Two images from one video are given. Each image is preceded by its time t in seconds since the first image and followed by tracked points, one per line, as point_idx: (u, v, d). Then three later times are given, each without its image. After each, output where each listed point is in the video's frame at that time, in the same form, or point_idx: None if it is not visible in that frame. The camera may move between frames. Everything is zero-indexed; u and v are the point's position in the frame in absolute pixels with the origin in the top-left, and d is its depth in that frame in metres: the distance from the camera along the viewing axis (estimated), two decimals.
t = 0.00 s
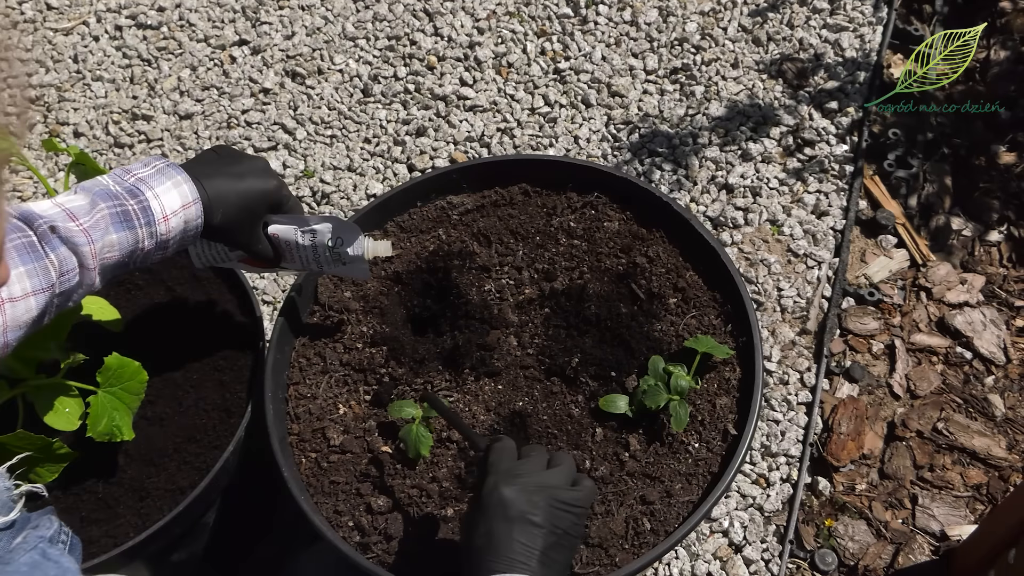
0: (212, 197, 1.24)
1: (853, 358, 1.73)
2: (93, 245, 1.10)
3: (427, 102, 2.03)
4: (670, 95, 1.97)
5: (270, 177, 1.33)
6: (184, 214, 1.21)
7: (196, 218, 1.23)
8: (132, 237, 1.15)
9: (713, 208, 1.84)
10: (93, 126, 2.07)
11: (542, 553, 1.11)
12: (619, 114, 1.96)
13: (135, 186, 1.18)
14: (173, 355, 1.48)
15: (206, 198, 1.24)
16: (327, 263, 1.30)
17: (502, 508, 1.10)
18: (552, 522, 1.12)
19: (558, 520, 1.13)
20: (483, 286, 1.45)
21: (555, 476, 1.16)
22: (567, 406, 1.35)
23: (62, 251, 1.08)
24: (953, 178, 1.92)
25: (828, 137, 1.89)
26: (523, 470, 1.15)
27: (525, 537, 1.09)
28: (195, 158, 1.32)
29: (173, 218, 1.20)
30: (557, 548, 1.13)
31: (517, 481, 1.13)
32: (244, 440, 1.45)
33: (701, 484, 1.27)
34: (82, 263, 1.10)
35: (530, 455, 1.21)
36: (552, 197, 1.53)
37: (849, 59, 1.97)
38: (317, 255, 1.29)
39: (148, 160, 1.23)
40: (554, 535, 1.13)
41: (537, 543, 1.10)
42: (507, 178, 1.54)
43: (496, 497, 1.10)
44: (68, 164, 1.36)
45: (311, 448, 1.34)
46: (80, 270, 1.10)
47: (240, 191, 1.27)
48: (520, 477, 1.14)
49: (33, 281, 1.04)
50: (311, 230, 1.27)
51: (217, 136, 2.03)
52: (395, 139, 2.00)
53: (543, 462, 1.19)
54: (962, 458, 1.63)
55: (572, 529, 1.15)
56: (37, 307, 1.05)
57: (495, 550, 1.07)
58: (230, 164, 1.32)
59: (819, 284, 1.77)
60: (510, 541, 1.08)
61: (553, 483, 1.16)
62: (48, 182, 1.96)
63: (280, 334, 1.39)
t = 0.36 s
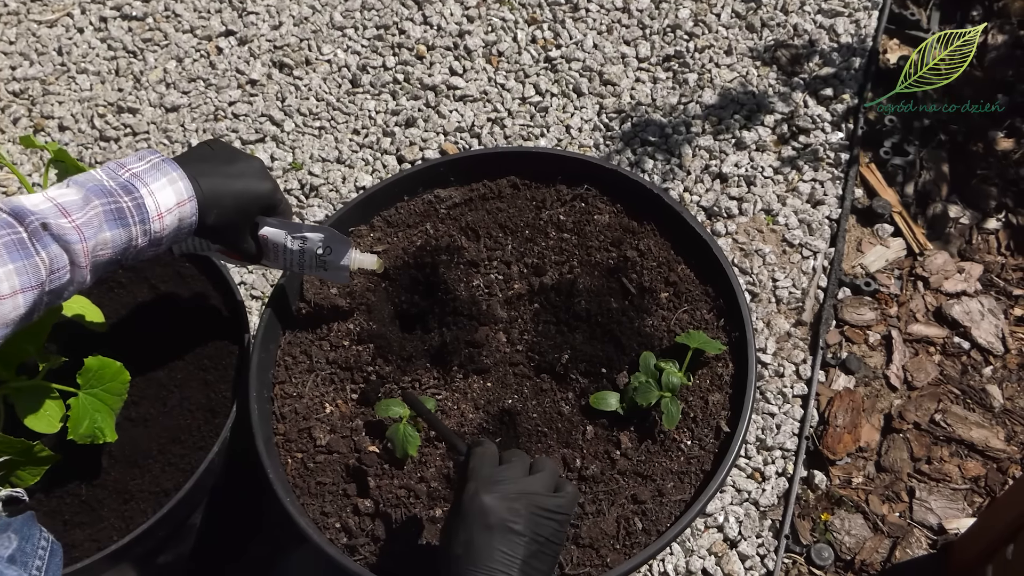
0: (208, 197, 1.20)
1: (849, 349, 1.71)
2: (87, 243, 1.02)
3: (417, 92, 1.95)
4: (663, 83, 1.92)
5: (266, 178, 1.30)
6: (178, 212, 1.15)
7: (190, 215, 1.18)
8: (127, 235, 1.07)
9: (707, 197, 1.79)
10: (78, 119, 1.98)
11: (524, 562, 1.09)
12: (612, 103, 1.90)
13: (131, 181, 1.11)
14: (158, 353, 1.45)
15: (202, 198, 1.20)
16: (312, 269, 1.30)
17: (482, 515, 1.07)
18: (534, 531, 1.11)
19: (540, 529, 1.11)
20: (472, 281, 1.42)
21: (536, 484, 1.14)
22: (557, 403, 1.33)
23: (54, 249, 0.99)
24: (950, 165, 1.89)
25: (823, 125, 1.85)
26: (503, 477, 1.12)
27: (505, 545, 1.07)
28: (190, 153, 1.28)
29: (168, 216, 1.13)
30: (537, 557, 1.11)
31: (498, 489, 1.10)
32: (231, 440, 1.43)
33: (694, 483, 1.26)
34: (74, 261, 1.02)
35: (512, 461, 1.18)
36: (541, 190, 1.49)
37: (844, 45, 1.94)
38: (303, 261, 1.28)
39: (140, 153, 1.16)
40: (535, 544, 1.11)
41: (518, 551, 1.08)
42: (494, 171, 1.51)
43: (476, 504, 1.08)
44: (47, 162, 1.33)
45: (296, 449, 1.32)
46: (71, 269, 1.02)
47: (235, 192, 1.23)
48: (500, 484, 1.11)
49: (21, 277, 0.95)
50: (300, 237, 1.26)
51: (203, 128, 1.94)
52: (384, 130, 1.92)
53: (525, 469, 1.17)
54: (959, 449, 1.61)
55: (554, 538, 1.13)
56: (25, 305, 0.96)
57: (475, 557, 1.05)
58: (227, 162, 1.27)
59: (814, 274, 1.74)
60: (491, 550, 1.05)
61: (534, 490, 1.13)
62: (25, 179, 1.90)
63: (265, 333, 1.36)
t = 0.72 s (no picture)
0: (193, 191, 1.15)
1: (847, 337, 1.68)
2: (69, 237, 0.99)
3: (411, 76, 1.88)
4: (660, 67, 1.86)
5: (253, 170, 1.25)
6: (162, 203, 1.11)
7: (176, 208, 1.14)
8: (109, 228, 1.04)
9: (705, 182, 1.75)
10: (68, 103, 1.94)
11: (517, 560, 1.07)
12: (608, 86, 1.84)
13: (112, 174, 1.07)
14: (146, 343, 1.43)
15: (186, 192, 1.15)
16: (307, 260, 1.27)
17: (474, 513, 1.05)
18: (526, 528, 1.09)
19: (535, 527, 1.10)
20: (465, 270, 1.40)
21: (531, 479, 1.13)
22: (552, 394, 1.31)
23: (37, 245, 0.95)
24: (951, 150, 1.86)
25: (822, 108, 1.81)
26: (496, 473, 1.11)
27: (496, 545, 1.05)
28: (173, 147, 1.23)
29: (151, 207, 1.09)
30: (531, 553, 1.09)
31: (491, 487, 1.09)
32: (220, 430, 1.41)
33: (690, 475, 1.24)
34: (58, 257, 0.99)
35: (506, 457, 1.16)
36: (536, 176, 1.46)
37: (844, 27, 1.89)
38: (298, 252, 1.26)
39: (121, 148, 1.12)
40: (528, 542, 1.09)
41: (511, 550, 1.06)
42: (488, 157, 1.48)
43: (469, 500, 1.07)
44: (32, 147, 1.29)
45: (287, 441, 1.30)
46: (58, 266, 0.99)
47: (222, 184, 1.19)
48: (493, 481, 1.10)
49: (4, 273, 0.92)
50: (293, 227, 1.23)
51: (195, 113, 1.90)
52: (377, 114, 1.86)
53: (519, 464, 1.15)
54: (959, 438, 1.59)
55: (547, 532, 1.11)
56: (9, 302, 0.93)
57: (467, 556, 1.03)
58: (212, 156, 1.22)
59: (813, 261, 1.70)
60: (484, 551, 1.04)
61: (528, 487, 1.11)
62: (13, 164, 1.86)
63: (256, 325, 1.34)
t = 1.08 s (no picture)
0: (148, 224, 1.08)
1: (856, 331, 1.66)
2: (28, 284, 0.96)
3: (418, 67, 1.87)
4: (669, 59, 1.82)
5: (172, 184, 1.14)
6: (119, 238, 1.04)
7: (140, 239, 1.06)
8: (69, 268, 1.00)
9: (714, 175, 1.72)
10: (73, 95, 1.93)
11: (512, 519, 1.03)
12: (616, 78, 1.81)
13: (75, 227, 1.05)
14: (153, 337, 1.42)
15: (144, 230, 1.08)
16: (303, 196, 1.12)
17: (466, 469, 1.03)
18: (521, 486, 1.05)
19: (529, 483, 1.07)
20: (472, 263, 1.39)
21: (522, 436, 1.10)
22: (560, 388, 1.30)
23: (5, 295, 0.95)
24: (962, 142, 1.85)
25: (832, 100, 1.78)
26: (490, 432, 1.09)
27: (490, 503, 1.01)
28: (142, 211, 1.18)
29: (108, 242, 1.03)
30: (525, 513, 1.06)
31: (480, 443, 1.07)
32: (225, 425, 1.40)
33: (699, 470, 1.24)
34: (29, 307, 0.96)
35: (500, 414, 1.15)
36: (544, 169, 1.45)
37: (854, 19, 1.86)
38: (289, 198, 1.11)
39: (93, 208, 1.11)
40: (522, 501, 1.05)
41: (505, 507, 1.02)
42: (496, 150, 1.47)
43: (458, 458, 1.05)
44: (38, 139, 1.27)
45: (295, 435, 1.30)
46: (33, 335, 0.97)
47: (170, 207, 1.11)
48: (487, 440, 1.08)
49: None
50: (263, 185, 1.10)
51: (201, 104, 1.89)
52: (384, 106, 1.85)
53: (511, 420, 1.13)
54: (969, 433, 1.58)
55: (540, 492, 1.08)
56: None
57: (462, 518, 0.98)
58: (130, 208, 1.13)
59: (823, 255, 1.68)
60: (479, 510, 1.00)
61: (519, 444, 1.09)
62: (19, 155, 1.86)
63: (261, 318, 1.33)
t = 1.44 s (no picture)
0: (30, 255, 0.99)
1: (862, 330, 1.66)
2: None
3: (422, 66, 1.86)
4: (674, 57, 1.81)
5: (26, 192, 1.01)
6: None
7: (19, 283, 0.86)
8: None
9: (719, 174, 1.71)
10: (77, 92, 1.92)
11: (559, 341, 1.16)
12: (621, 76, 1.79)
13: None
14: (158, 336, 1.42)
15: (28, 259, 0.98)
16: (124, 95, 0.94)
17: (527, 298, 1.21)
18: (565, 319, 1.20)
19: (572, 320, 1.21)
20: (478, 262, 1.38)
21: (581, 292, 1.27)
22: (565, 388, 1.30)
23: None
24: (967, 141, 1.84)
25: (837, 99, 1.77)
26: (550, 283, 1.27)
27: (539, 320, 1.16)
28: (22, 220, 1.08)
29: None
30: (572, 346, 1.18)
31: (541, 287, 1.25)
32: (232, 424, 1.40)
33: (705, 470, 1.24)
34: None
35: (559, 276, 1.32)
36: (550, 168, 1.45)
37: (860, 17, 1.84)
38: (110, 109, 0.93)
39: None
40: (568, 332, 1.18)
41: (554, 328, 1.16)
42: (502, 149, 1.47)
43: (523, 294, 1.24)
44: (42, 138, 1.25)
45: (300, 434, 1.30)
46: None
47: (34, 220, 0.99)
48: (545, 284, 1.27)
49: None
50: (80, 121, 0.93)
51: (205, 102, 1.88)
52: (388, 105, 1.84)
53: (572, 281, 1.31)
54: (974, 433, 1.58)
55: (582, 337, 1.21)
56: None
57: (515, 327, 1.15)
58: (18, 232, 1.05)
59: (828, 254, 1.67)
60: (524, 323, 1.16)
61: (576, 295, 1.26)
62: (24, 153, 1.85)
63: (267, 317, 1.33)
